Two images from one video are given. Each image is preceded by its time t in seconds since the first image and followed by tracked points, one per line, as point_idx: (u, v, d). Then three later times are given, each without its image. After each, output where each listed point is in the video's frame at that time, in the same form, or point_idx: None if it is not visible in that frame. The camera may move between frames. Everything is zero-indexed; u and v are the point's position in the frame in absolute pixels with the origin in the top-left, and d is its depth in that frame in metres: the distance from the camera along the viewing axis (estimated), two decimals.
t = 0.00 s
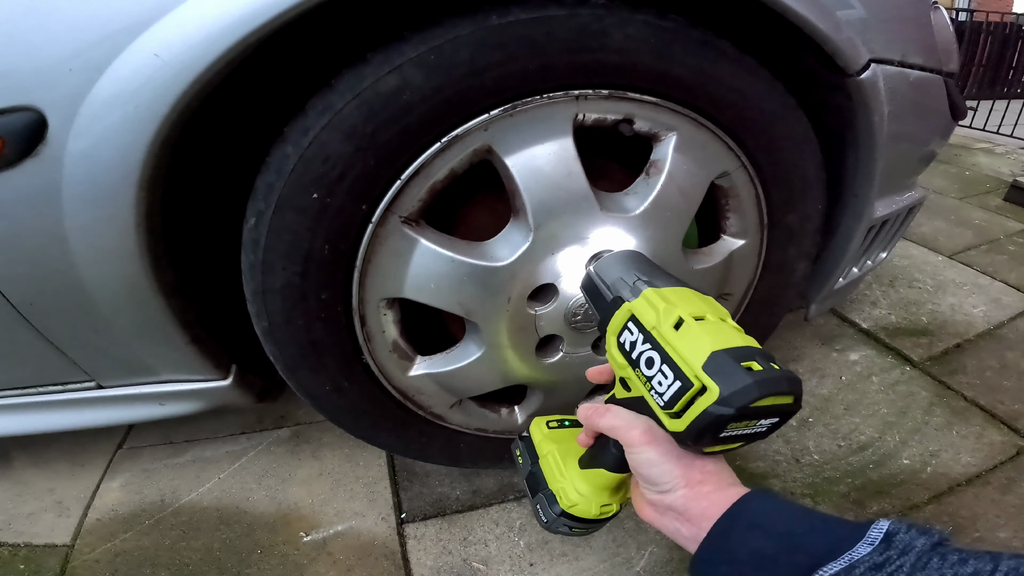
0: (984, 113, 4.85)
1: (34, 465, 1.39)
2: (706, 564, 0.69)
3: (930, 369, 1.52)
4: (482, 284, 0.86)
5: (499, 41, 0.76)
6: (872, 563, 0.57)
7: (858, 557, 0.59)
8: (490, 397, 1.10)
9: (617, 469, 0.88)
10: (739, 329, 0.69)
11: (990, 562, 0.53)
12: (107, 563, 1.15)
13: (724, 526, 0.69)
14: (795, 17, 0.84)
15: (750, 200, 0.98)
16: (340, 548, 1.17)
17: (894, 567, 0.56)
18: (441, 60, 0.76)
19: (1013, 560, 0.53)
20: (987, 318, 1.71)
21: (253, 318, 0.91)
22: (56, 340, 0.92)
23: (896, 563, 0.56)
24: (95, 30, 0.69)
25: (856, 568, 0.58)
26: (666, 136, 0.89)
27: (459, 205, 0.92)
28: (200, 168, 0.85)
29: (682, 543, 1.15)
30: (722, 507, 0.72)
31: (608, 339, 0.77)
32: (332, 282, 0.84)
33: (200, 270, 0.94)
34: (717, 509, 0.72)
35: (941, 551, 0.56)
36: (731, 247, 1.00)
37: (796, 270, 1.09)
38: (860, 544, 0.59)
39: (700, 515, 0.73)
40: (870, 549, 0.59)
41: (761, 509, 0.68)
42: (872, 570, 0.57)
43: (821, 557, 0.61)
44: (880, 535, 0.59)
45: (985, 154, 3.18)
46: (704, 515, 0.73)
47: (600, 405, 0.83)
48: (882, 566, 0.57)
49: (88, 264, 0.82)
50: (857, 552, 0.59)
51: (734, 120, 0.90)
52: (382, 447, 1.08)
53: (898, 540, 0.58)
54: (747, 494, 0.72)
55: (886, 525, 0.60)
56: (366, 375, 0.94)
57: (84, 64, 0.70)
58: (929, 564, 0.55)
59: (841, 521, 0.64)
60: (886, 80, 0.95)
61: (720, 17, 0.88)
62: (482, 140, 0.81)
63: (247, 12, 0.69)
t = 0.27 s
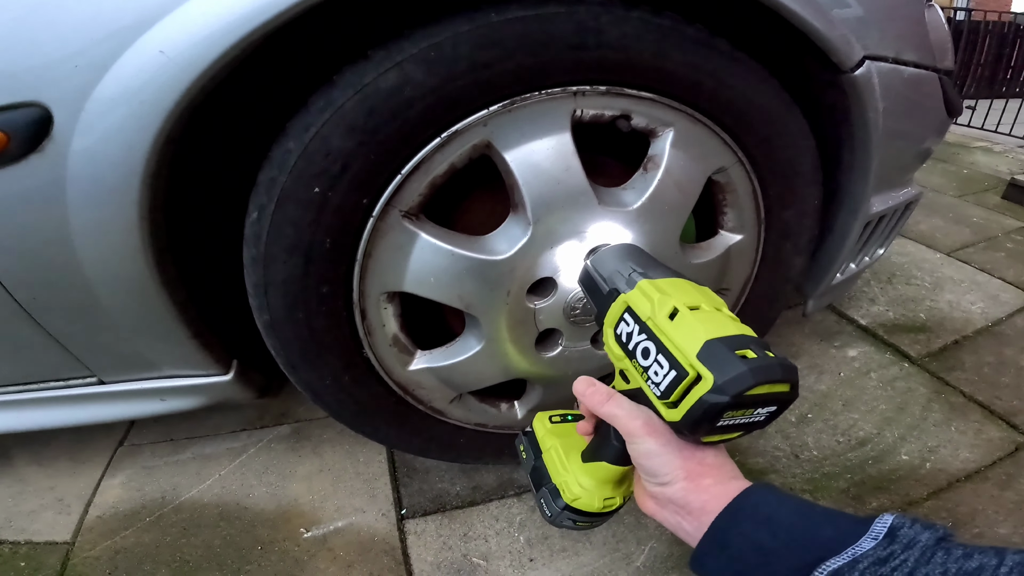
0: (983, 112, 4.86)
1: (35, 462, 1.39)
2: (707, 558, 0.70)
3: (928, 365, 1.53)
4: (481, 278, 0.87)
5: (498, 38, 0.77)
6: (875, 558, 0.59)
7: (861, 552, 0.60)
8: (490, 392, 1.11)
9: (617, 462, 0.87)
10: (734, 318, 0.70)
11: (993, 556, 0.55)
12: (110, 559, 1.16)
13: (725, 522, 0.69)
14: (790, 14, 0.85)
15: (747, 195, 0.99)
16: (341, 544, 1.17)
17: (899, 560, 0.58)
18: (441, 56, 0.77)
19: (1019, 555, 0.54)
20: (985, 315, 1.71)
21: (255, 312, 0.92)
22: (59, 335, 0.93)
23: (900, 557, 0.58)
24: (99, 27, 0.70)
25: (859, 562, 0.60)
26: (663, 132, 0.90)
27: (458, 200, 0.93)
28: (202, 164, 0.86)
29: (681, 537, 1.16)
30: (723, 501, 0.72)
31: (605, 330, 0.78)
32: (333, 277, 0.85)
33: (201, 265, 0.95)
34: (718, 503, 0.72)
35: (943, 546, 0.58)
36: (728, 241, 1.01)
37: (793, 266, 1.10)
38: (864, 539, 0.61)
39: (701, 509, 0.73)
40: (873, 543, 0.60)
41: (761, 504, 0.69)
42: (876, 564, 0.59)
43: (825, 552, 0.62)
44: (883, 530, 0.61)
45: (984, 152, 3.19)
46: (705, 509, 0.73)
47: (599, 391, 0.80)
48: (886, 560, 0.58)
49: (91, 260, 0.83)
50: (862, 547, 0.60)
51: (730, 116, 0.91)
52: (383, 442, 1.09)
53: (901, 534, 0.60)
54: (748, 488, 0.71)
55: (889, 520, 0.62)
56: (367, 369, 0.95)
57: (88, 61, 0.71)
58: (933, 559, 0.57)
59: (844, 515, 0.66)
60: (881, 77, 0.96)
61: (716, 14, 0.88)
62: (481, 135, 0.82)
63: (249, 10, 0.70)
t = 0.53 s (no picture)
0: (982, 111, 4.87)
1: (35, 463, 1.40)
2: (707, 558, 0.70)
3: (927, 365, 1.53)
4: (480, 279, 0.87)
5: (496, 39, 0.77)
6: (881, 563, 0.57)
7: (866, 556, 0.58)
8: (489, 392, 1.11)
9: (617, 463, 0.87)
10: (734, 315, 0.71)
11: (999, 562, 0.54)
12: (109, 560, 1.16)
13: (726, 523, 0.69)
14: (788, 15, 0.85)
15: (745, 196, 0.99)
16: (340, 544, 1.17)
17: (904, 565, 0.56)
18: (439, 58, 0.77)
19: None
20: (984, 314, 1.72)
21: (254, 314, 0.92)
22: (58, 336, 0.93)
23: (906, 562, 0.56)
24: (98, 28, 0.70)
25: (864, 567, 0.58)
26: (661, 133, 0.90)
27: (457, 201, 0.93)
28: (201, 165, 0.86)
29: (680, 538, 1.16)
30: (725, 502, 0.72)
31: (605, 328, 0.78)
32: (332, 278, 0.85)
33: (200, 266, 0.95)
34: (719, 504, 0.72)
35: (949, 551, 0.56)
36: (727, 242, 1.02)
37: (792, 266, 1.10)
38: (868, 543, 0.59)
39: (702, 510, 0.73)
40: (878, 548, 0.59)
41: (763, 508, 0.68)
42: (880, 569, 0.57)
43: (828, 556, 0.61)
44: (888, 534, 0.59)
45: (983, 152, 3.19)
46: (706, 510, 0.73)
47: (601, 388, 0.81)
48: (891, 564, 0.57)
49: (90, 261, 0.83)
50: (866, 551, 0.59)
51: (728, 117, 0.91)
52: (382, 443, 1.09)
53: (906, 539, 0.58)
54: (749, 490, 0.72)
55: (894, 524, 0.60)
56: (366, 369, 0.95)
57: (87, 63, 0.71)
58: (938, 563, 0.55)
59: (848, 520, 0.64)
60: (879, 78, 0.96)
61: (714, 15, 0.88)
62: (480, 137, 0.82)
63: (248, 12, 0.70)
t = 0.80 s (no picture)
0: (981, 110, 4.87)
1: (34, 463, 1.39)
2: (705, 558, 0.70)
3: (926, 364, 1.53)
4: (478, 278, 0.87)
5: (493, 38, 0.77)
6: (877, 560, 0.57)
7: (862, 554, 0.58)
8: (488, 392, 1.11)
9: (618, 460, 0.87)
10: (727, 318, 0.70)
11: (996, 559, 0.54)
12: (108, 560, 1.16)
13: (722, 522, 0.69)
14: (785, 13, 0.85)
15: (743, 195, 0.99)
16: (339, 543, 1.17)
17: (901, 562, 0.56)
18: (436, 57, 0.77)
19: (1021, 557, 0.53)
20: (982, 313, 1.72)
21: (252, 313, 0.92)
22: (57, 336, 0.93)
23: (902, 559, 0.56)
24: (95, 28, 0.70)
25: (860, 564, 0.58)
26: (658, 132, 0.90)
27: (455, 200, 0.93)
28: (198, 165, 0.86)
29: (680, 537, 1.16)
30: (723, 501, 0.72)
31: (601, 332, 0.78)
32: (329, 277, 0.85)
33: (198, 265, 0.95)
34: (716, 502, 0.72)
35: (946, 547, 0.56)
36: (725, 241, 1.02)
37: (790, 265, 1.10)
38: (865, 541, 0.59)
39: (700, 508, 0.73)
40: (875, 545, 0.59)
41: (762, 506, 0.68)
42: (877, 566, 0.57)
43: (825, 554, 0.61)
44: (886, 531, 0.59)
45: (981, 151, 3.20)
46: (704, 508, 0.73)
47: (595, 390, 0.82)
48: (888, 562, 0.57)
49: (88, 261, 0.83)
50: (863, 549, 0.59)
51: (726, 116, 0.91)
52: (380, 442, 1.09)
53: (903, 536, 0.58)
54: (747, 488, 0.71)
55: (891, 521, 0.60)
56: (364, 369, 0.95)
57: (85, 62, 0.71)
58: (935, 560, 0.55)
59: (847, 517, 0.64)
60: (876, 76, 0.96)
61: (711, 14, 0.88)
62: (477, 136, 0.82)
63: (245, 11, 0.70)
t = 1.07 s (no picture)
0: (978, 110, 4.87)
1: (32, 464, 1.39)
2: (706, 557, 0.69)
3: (924, 363, 1.53)
4: (475, 278, 0.87)
5: (489, 38, 0.77)
6: (884, 564, 0.57)
7: (869, 557, 0.58)
8: (485, 392, 1.11)
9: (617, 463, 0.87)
10: (730, 315, 0.70)
11: (1002, 565, 0.54)
12: (106, 561, 1.16)
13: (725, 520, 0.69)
14: (781, 13, 0.85)
15: (741, 194, 0.99)
16: (337, 544, 1.17)
17: (907, 566, 0.56)
18: (432, 56, 0.77)
19: None
20: (980, 312, 1.72)
21: (248, 313, 0.92)
22: (53, 337, 0.93)
23: (910, 564, 0.56)
24: (90, 29, 0.70)
25: (867, 568, 0.57)
26: (655, 131, 0.90)
27: (452, 200, 0.93)
28: (194, 164, 0.86)
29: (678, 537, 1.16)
30: (725, 501, 0.71)
31: (600, 329, 0.78)
32: (326, 277, 0.85)
33: (195, 265, 0.95)
34: (718, 502, 0.72)
35: (952, 553, 0.56)
36: (722, 240, 1.01)
37: (788, 264, 1.10)
38: (871, 544, 0.59)
39: (701, 508, 0.73)
40: (880, 549, 0.58)
41: (766, 507, 0.67)
42: (884, 570, 0.56)
43: (829, 556, 0.60)
44: (890, 535, 0.59)
45: (979, 150, 3.20)
46: (705, 509, 0.72)
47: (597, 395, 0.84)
48: (895, 566, 0.56)
49: (83, 262, 0.83)
50: (869, 552, 0.58)
51: (722, 115, 0.91)
52: (378, 442, 1.09)
53: (909, 540, 0.58)
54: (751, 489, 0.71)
55: (896, 525, 0.60)
56: (362, 369, 0.95)
57: (80, 63, 0.71)
58: (943, 565, 0.55)
59: (848, 520, 0.64)
60: (873, 75, 0.96)
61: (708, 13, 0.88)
62: (474, 136, 0.82)
63: (240, 11, 0.70)
